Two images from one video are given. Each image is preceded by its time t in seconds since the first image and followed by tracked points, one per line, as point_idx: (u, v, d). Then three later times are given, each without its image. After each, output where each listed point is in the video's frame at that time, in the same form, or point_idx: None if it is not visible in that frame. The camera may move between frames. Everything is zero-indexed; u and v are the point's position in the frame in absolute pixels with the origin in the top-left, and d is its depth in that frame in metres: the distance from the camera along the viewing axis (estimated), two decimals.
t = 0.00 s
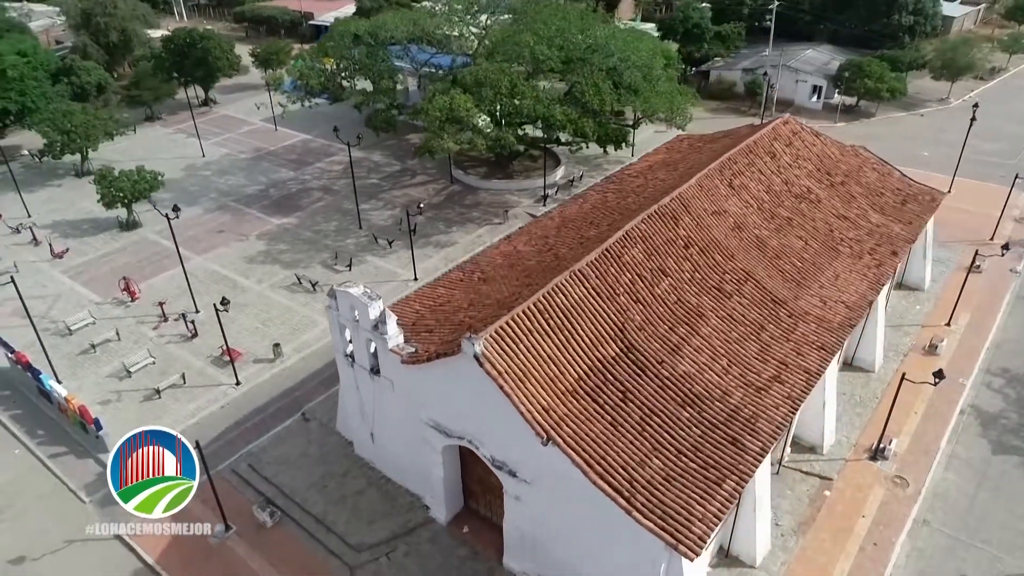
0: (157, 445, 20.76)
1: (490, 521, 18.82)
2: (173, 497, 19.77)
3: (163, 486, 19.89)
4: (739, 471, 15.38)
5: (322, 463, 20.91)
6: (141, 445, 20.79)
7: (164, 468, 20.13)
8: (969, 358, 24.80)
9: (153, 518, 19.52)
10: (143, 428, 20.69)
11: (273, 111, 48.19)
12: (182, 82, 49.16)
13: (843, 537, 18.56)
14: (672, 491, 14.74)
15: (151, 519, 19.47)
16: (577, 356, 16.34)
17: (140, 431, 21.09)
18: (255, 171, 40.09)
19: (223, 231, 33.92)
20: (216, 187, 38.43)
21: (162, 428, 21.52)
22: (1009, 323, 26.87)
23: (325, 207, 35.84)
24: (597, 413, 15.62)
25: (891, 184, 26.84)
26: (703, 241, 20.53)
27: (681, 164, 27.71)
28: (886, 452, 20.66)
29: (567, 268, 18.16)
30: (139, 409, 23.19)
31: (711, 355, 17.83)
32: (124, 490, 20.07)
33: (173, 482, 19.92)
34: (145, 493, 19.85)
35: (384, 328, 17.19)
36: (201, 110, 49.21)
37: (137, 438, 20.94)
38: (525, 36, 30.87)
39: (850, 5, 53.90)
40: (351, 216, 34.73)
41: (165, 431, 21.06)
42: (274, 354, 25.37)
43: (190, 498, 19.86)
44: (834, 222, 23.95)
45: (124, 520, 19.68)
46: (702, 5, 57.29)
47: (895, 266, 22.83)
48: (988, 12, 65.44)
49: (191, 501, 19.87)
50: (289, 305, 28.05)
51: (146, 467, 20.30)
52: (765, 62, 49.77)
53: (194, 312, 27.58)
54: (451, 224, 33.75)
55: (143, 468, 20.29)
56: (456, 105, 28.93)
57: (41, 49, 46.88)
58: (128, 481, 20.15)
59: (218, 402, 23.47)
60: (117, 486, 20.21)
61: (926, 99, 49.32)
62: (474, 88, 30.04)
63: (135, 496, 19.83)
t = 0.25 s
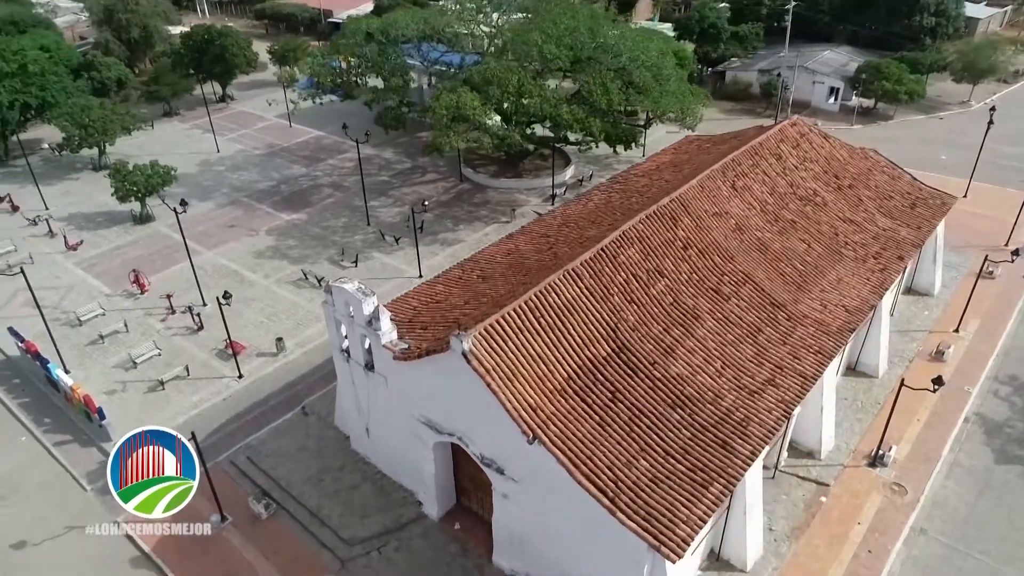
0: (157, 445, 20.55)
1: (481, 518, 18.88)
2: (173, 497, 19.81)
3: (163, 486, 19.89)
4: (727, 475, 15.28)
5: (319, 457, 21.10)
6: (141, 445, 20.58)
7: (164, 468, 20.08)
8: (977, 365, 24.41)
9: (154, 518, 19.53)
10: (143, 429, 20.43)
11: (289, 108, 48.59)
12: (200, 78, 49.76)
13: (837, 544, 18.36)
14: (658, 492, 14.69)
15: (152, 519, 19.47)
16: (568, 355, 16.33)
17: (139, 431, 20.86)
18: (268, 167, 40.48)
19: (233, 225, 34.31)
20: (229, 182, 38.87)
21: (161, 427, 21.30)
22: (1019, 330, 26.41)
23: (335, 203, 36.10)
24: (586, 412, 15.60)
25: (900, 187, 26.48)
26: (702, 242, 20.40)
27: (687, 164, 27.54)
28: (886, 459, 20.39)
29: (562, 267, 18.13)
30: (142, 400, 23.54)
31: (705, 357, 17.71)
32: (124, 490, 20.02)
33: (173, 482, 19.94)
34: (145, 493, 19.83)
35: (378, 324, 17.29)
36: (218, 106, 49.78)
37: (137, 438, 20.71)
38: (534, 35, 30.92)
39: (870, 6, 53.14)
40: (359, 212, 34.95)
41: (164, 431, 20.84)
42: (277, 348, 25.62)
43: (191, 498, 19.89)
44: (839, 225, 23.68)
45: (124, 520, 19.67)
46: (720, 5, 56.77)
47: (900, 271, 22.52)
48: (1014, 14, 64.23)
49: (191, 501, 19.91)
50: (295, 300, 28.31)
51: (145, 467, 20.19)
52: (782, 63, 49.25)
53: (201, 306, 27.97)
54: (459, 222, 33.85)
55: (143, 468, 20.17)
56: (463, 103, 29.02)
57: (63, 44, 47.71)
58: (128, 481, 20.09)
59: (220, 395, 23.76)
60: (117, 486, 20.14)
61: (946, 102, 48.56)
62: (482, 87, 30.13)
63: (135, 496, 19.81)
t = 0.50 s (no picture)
0: (157, 445, 19.69)
1: (476, 516, 18.94)
2: (173, 497, 19.63)
3: (163, 486, 19.62)
4: (718, 478, 15.19)
5: (319, 451, 21.29)
6: (141, 445, 19.71)
7: (164, 469, 19.64)
8: (985, 373, 24.01)
9: (154, 518, 19.44)
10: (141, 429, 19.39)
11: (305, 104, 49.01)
12: (219, 74, 50.33)
13: (834, 551, 18.16)
14: (647, 494, 14.64)
15: (151, 520, 19.38)
16: (562, 354, 16.33)
17: (139, 431, 19.80)
18: (282, 163, 40.87)
19: (245, 220, 34.71)
20: (243, 178, 39.30)
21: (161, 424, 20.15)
22: None
23: (346, 200, 36.36)
24: (577, 412, 15.59)
25: (911, 191, 26.12)
26: (703, 243, 20.28)
27: (696, 165, 27.37)
28: (887, 466, 20.13)
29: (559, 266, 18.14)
30: (148, 391, 23.91)
31: (702, 359, 17.62)
32: (123, 490, 19.66)
33: (174, 482, 19.64)
34: (145, 494, 19.55)
35: (375, 321, 17.41)
36: (235, 102, 50.37)
37: (136, 438, 19.75)
38: (544, 34, 30.99)
39: (892, 7, 52.30)
40: (370, 209, 35.18)
41: (164, 430, 19.82)
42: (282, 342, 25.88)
43: (191, 498, 19.74)
44: (847, 228, 23.42)
45: (124, 520, 19.63)
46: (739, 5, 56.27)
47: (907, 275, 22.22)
48: None
49: (191, 500, 19.78)
50: (301, 295, 28.59)
51: (145, 467, 19.65)
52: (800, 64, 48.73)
53: (209, 299, 28.34)
54: (468, 220, 33.93)
55: (143, 468, 19.65)
56: (471, 102, 29.13)
57: (86, 39, 48.52)
58: (128, 481, 19.65)
59: (224, 387, 24.06)
60: (117, 486, 19.71)
61: (967, 105, 47.74)
62: (491, 85, 30.20)
63: (135, 497, 19.53)
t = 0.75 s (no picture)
0: (157, 445, 19.59)
1: (471, 512, 19.01)
2: (173, 497, 19.63)
3: (163, 486, 19.61)
4: (709, 481, 15.08)
5: (320, 443, 21.50)
6: (141, 444, 19.61)
7: (164, 469, 19.59)
8: (999, 383, 23.49)
9: (154, 518, 19.48)
10: (141, 430, 19.29)
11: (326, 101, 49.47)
12: (242, 70, 51.01)
13: (832, 559, 17.91)
14: (636, 495, 14.59)
15: (151, 519, 19.43)
16: (557, 354, 16.32)
17: (139, 430, 19.71)
18: (300, 158, 41.31)
19: (261, 214, 35.15)
20: (262, 172, 39.80)
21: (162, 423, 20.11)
22: None
23: (361, 196, 36.65)
24: (570, 411, 15.57)
25: (928, 196, 25.62)
26: (707, 245, 20.13)
27: (708, 166, 27.11)
28: (891, 475, 19.80)
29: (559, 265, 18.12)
30: (159, 380, 24.35)
31: (700, 362, 17.50)
32: (124, 489, 19.71)
33: (174, 482, 19.62)
34: (145, 493, 19.60)
35: (374, 316, 17.55)
36: (258, 98, 51.02)
37: (136, 437, 19.66)
38: (558, 34, 31.03)
39: (921, 9, 51.27)
40: (384, 206, 35.43)
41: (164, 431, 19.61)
42: (290, 335, 26.17)
43: (191, 498, 19.74)
44: (858, 233, 23.04)
45: (124, 519, 19.70)
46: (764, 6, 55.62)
47: (918, 282, 21.80)
48: None
49: (191, 500, 19.76)
50: (312, 290, 28.89)
51: (145, 467, 19.63)
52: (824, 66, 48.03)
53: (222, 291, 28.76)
54: (480, 218, 34.00)
55: (143, 468, 19.64)
56: (484, 101, 29.20)
57: (115, 34, 49.49)
58: (128, 481, 19.69)
59: (232, 378, 24.42)
60: (117, 486, 19.77)
61: (996, 110, 46.67)
62: (505, 84, 30.26)
63: (135, 497, 19.58)
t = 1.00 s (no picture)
0: (157, 445, 20.40)
1: (469, 509, 19.08)
2: (173, 497, 19.85)
3: (163, 486, 19.93)
4: (703, 484, 14.98)
5: (323, 437, 21.71)
6: (141, 444, 20.40)
7: (164, 469, 20.06)
8: (1013, 393, 23.00)
9: (154, 518, 19.54)
10: (142, 428, 20.34)
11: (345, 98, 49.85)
12: (264, 66, 51.61)
13: (830, 568, 17.68)
14: (628, 496, 14.53)
15: (151, 519, 19.51)
16: (554, 353, 16.31)
17: (140, 431, 20.69)
18: (317, 154, 41.69)
19: (276, 210, 35.54)
20: (279, 168, 40.23)
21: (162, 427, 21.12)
22: None
23: (375, 193, 36.90)
24: (564, 411, 15.55)
25: (943, 201, 25.17)
26: (712, 247, 19.98)
27: (719, 166, 26.87)
28: (896, 484, 19.49)
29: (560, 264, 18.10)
30: (169, 370, 24.74)
31: (699, 364, 17.37)
32: (123, 490, 20.01)
33: (173, 482, 19.96)
34: (145, 493, 19.86)
35: (374, 311, 17.69)
36: (279, 94, 51.57)
37: (137, 438, 20.55)
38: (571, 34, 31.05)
39: (948, 10, 50.41)
40: (397, 203, 35.63)
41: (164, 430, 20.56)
42: (299, 330, 26.44)
43: (190, 498, 19.92)
44: (869, 237, 22.70)
45: (123, 520, 19.68)
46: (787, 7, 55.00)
47: (928, 288, 21.44)
48: None
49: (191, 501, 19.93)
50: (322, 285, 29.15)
51: (145, 467, 20.16)
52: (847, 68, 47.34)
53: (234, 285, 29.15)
54: (492, 217, 34.06)
55: (144, 468, 20.16)
56: (496, 99, 29.20)
57: (141, 30, 50.33)
58: (128, 481, 20.06)
59: (241, 371, 24.73)
60: (117, 486, 20.12)
61: None
62: (517, 83, 30.27)
63: (135, 497, 19.81)
